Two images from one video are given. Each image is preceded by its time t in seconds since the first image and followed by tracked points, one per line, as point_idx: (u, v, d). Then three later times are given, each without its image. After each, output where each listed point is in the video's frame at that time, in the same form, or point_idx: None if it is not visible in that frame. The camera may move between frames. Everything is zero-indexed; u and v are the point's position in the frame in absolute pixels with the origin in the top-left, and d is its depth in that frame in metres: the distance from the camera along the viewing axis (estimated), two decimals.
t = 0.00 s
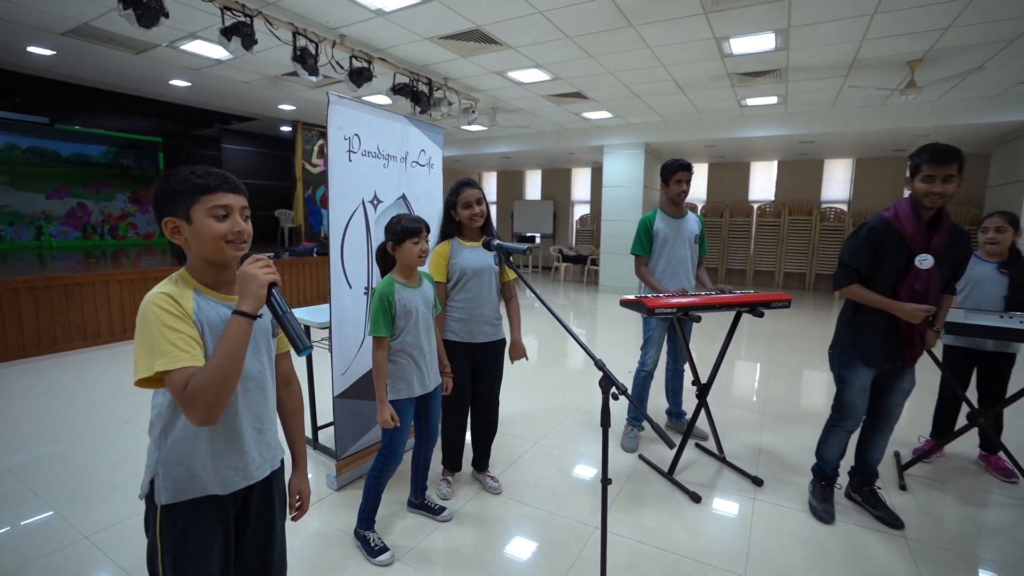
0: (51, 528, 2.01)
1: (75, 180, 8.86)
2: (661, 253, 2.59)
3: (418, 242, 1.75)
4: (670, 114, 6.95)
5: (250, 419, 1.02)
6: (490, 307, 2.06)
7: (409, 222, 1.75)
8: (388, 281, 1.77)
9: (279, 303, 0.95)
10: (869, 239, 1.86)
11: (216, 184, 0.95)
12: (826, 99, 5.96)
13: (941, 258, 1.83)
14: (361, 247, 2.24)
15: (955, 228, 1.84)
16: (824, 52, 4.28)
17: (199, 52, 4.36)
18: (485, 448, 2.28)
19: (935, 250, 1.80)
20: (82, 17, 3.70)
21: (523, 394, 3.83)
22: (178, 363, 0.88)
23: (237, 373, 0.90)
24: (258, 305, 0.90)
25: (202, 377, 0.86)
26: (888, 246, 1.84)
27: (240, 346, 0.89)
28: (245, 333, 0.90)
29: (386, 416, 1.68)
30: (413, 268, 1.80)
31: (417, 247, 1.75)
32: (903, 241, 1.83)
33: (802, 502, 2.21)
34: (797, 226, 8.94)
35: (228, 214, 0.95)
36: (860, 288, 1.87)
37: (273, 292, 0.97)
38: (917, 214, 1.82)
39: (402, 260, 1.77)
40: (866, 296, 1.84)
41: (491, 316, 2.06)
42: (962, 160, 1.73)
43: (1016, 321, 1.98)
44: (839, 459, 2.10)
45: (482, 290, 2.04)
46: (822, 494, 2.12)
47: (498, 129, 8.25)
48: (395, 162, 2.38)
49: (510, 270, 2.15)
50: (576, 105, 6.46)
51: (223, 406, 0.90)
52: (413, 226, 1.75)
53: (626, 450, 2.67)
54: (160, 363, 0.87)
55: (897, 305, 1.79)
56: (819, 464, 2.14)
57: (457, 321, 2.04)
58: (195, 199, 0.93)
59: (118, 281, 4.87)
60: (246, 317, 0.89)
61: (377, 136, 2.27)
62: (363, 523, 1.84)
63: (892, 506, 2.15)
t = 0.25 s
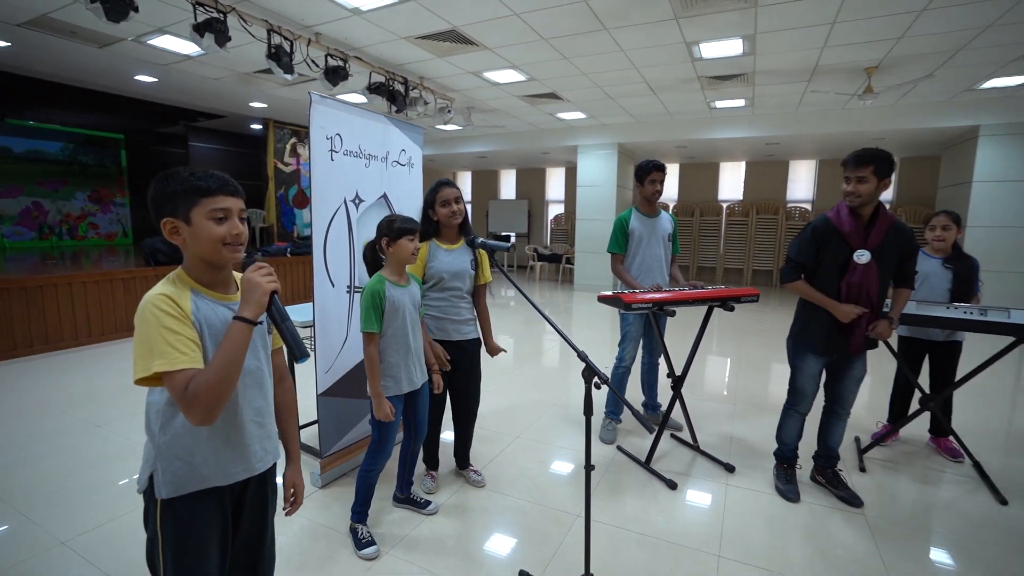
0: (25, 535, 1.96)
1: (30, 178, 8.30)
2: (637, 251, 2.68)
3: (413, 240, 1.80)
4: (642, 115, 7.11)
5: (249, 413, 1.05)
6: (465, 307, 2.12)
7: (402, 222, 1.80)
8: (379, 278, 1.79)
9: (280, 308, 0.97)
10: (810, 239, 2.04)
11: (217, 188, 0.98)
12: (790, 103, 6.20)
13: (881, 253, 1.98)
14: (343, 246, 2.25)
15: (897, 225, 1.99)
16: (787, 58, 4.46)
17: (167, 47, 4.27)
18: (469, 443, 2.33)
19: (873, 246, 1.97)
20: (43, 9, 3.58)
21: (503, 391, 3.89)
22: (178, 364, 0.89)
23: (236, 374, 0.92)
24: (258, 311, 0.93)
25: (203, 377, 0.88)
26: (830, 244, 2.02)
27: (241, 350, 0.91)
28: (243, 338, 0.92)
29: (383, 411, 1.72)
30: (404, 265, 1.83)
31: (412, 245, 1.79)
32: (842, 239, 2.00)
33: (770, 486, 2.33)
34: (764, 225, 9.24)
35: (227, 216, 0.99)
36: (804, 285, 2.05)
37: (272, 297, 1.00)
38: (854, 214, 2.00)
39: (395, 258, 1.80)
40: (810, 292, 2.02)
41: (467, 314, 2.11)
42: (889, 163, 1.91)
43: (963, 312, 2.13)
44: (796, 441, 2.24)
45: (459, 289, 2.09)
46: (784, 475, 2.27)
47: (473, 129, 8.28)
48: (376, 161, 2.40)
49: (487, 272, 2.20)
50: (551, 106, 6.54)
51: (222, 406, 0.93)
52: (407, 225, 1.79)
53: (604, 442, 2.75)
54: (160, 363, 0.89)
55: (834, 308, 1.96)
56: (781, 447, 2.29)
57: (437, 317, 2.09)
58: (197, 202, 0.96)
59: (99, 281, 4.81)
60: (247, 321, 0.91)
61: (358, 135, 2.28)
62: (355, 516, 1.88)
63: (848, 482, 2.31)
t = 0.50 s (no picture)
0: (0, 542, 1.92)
1: None
2: (614, 250, 2.77)
3: (399, 234, 1.85)
4: (615, 118, 7.25)
5: (247, 408, 1.08)
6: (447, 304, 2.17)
7: (384, 218, 1.84)
8: (367, 273, 1.83)
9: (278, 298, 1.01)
10: (760, 242, 2.22)
11: (213, 188, 1.00)
12: (757, 107, 6.43)
13: (824, 254, 2.13)
14: (326, 246, 2.27)
15: (840, 227, 2.14)
16: (754, 64, 4.65)
17: (137, 43, 4.18)
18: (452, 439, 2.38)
19: (816, 248, 2.12)
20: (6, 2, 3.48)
21: (483, 389, 3.94)
22: (181, 357, 0.93)
23: (237, 365, 0.95)
24: (257, 301, 0.97)
25: (206, 369, 0.92)
26: (778, 249, 2.19)
27: (241, 341, 0.95)
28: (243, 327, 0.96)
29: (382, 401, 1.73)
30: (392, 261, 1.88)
31: (399, 238, 1.84)
32: (789, 242, 2.16)
33: (741, 473, 2.45)
34: (733, 226, 9.53)
35: (223, 215, 1.01)
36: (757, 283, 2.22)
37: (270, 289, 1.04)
38: (799, 219, 2.16)
39: (383, 252, 1.84)
40: (762, 292, 2.19)
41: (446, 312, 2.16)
42: (826, 173, 2.07)
43: (913, 306, 2.28)
44: (763, 431, 2.36)
45: (439, 285, 2.13)
46: (755, 463, 2.39)
47: (449, 130, 8.31)
48: (358, 163, 2.43)
49: (467, 270, 2.28)
50: (526, 108, 6.62)
51: (225, 397, 0.96)
52: (390, 220, 1.84)
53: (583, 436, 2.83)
54: (165, 357, 0.92)
55: (779, 304, 2.12)
56: (750, 437, 2.41)
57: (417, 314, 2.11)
58: (193, 201, 0.98)
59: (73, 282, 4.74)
60: (247, 311, 0.95)
61: (341, 137, 2.31)
62: (342, 512, 1.90)
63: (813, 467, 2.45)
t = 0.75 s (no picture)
0: None
1: None
2: (589, 250, 2.87)
3: (373, 241, 1.87)
4: (587, 119, 7.39)
5: (242, 406, 1.10)
6: (427, 305, 2.20)
7: (359, 225, 1.86)
8: (340, 280, 1.84)
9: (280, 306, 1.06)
10: (717, 238, 2.34)
11: (210, 192, 1.03)
12: (723, 111, 6.65)
13: (777, 247, 2.27)
14: (307, 248, 2.28)
15: (792, 224, 2.27)
16: (720, 70, 4.83)
17: (100, 39, 4.06)
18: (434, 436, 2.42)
19: (769, 242, 2.26)
20: None
21: (461, 388, 3.99)
22: (180, 358, 0.94)
23: (237, 366, 0.97)
24: (259, 306, 1.00)
25: (209, 368, 0.93)
26: (734, 243, 2.32)
27: (241, 344, 0.97)
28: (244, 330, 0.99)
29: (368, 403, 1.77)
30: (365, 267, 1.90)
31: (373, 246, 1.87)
32: (744, 237, 2.30)
33: (713, 462, 2.57)
34: (701, 225, 9.81)
35: (221, 219, 1.04)
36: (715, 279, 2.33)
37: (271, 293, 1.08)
38: (751, 215, 2.29)
39: (356, 259, 1.86)
40: (720, 287, 2.30)
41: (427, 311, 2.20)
42: (771, 168, 2.21)
43: (867, 300, 2.44)
44: (731, 421, 2.49)
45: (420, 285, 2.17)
46: (725, 451, 2.51)
47: (422, 130, 8.30)
48: (338, 165, 2.45)
49: (447, 272, 2.30)
50: (499, 109, 6.68)
51: (222, 397, 0.97)
52: (364, 228, 1.86)
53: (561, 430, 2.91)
54: (165, 358, 0.93)
55: (736, 299, 2.24)
56: (718, 428, 2.53)
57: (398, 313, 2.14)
58: (192, 205, 1.01)
59: (33, 287, 4.55)
60: (248, 315, 0.98)
61: (321, 139, 2.32)
62: (319, 515, 1.91)
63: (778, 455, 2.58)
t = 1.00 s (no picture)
0: None
1: None
2: (564, 250, 2.93)
3: (337, 242, 1.84)
4: (559, 121, 7.47)
5: (226, 406, 1.10)
6: (410, 306, 2.20)
7: (326, 225, 1.83)
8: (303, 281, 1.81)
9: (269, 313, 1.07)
10: (684, 242, 2.44)
11: (201, 198, 1.03)
12: (690, 114, 6.84)
13: (741, 249, 2.38)
14: (283, 250, 2.26)
15: (755, 227, 2.39)
16: (687, 74, 4.98)
17: (56, 32, 3.91)
18: (414, 436, 2.44)
19: (733, 246, 2.37)
20: None
21: (437, 388, 4.00)
22: (164, 361, 0.92)
23: (223, 372, 0.96)
24: (248, 314, 1.00)
25: (194, 373, 0.92)
26: (701, 249, 2.42)
27: (228, 351, 0.95)
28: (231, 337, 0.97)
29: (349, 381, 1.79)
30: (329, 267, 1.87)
31: (337, 247, 1.83)
32: (710, 241, 2.40)
33: (684, 454, 2.67)
34: (670, 225, 10.04)
35: (211, 225, 1.05)
36: (685, 282, 2.43)
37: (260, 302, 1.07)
38: (717, 219, 2.39)
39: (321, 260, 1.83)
40: (689, 289, 2.41)
41: (410, 311, 2.20)
42: (738, 177, 2.30)
43: (827, 296, 2.58)
44: (701, 414, 2.58)
45: (403, 285, 2.18)
46: (696, 444, 2.61)
47: (393, 130, 8.24)
48: (314, 166, 2.44)
49: (429, 270, 2.34)
50: (472, 109, 6.70)
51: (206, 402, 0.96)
52: (331, 229, 1.83)
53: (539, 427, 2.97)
54: (146, 360, 0.91)
55: (704, 301, 2.35)
56: (690, 421, 2.63)
57: (380, 313, 2.15)
58: (183, 210, 1.01)
59: None
60: (236, 323, 0.97)
61: (297, 140, 2.31)
62: (295, 519, 1.89)
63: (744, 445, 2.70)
